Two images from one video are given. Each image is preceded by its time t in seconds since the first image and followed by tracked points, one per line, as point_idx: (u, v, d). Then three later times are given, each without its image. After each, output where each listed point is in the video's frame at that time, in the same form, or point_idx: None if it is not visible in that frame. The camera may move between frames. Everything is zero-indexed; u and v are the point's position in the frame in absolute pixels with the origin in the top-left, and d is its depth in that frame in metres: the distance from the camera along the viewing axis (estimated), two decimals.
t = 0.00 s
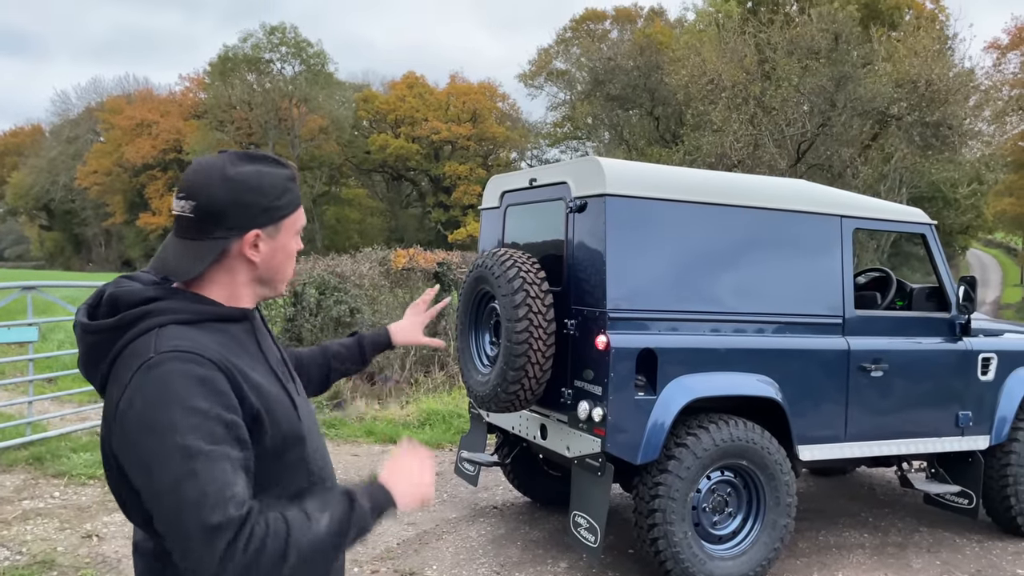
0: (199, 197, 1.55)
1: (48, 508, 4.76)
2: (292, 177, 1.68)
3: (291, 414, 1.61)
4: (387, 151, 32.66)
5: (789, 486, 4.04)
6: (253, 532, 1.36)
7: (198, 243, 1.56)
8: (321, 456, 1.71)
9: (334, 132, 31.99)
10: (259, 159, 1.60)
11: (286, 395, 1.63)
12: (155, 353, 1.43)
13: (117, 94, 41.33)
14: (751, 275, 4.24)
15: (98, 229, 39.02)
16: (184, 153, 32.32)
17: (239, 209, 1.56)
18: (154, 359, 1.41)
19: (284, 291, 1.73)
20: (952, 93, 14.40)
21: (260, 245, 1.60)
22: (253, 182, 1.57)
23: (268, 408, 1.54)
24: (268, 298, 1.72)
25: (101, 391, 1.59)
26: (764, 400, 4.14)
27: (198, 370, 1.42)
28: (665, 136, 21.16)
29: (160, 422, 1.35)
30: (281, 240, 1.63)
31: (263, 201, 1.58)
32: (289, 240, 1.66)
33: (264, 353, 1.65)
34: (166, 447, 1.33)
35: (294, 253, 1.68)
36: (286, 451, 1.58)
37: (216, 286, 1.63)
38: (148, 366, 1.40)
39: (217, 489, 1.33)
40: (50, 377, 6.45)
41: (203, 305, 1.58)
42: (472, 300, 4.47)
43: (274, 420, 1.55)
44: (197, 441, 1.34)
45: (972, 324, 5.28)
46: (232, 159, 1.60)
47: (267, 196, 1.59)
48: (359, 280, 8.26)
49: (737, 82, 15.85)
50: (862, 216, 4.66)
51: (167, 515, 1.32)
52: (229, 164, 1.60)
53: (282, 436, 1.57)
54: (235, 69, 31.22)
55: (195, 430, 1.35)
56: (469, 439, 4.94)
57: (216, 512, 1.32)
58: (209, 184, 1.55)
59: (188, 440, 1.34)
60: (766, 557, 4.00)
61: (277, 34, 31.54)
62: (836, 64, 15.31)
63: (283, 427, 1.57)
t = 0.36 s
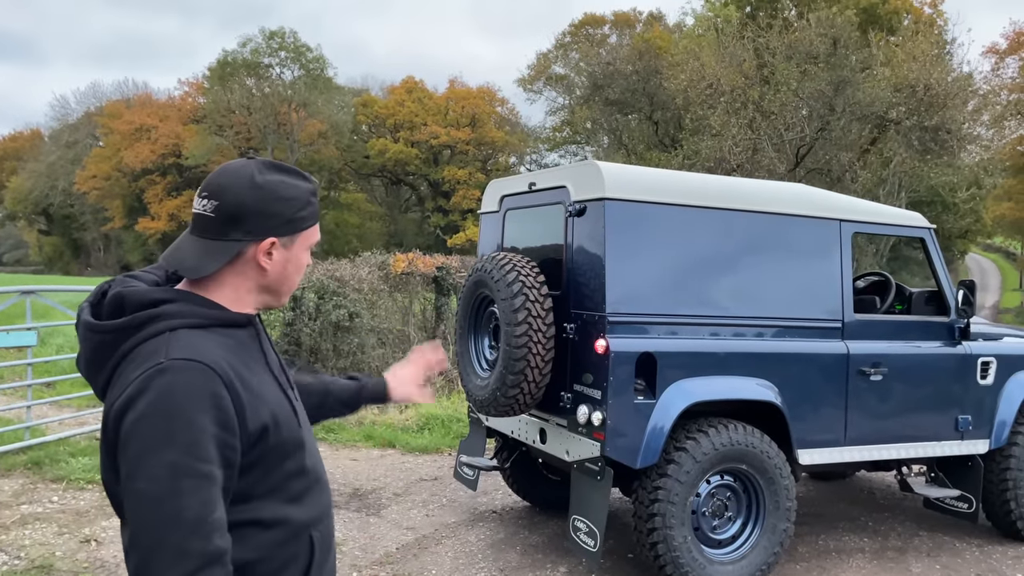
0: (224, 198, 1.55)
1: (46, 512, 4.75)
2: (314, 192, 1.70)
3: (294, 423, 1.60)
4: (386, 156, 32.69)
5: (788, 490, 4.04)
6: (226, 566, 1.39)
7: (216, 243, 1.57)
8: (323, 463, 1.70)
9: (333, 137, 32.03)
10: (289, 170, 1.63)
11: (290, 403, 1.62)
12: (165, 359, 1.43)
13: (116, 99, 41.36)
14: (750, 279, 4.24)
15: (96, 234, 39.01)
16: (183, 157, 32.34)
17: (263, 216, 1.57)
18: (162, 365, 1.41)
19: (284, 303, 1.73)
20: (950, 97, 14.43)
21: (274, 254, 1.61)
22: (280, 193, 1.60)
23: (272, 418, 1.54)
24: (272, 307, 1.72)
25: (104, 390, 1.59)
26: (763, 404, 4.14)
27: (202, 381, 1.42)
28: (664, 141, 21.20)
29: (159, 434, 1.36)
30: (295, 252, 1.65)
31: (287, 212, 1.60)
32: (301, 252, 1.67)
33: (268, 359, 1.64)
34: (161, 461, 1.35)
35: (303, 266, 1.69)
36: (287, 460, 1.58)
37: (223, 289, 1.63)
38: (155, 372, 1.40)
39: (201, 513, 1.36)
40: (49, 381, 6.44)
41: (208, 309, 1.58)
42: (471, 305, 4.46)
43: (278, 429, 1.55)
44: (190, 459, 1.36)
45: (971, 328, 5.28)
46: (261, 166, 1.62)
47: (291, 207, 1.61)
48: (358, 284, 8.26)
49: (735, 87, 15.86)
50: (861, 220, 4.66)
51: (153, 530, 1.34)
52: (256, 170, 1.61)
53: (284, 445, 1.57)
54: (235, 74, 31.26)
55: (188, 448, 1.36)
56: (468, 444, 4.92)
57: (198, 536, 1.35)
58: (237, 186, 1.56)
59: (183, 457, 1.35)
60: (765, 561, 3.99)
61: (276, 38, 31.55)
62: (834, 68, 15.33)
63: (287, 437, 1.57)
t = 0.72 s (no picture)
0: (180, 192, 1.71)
1: (45, 517, 4.74)
2: (243, 169, 1.65)
3: (268, 432, 1.60)
4: (386, 159, 32.73)
5: (788, 494, 4.03)
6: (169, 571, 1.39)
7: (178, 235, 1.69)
8: (305, 479, 1.68)
9: (333, 141, 32.08)
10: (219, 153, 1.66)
11: (269, 412, 1.62)
12: (126, 354, 1.45)
13: (115, 103, 41.42)
14: (749, 283, 4.24)
15: (96, 238, 39.01)
16: (183, 162, 32.36)
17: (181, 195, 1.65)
18: (121, 361, 1.43)
19: (236, 298, 1.61)
20: (949, 100, 14.45)
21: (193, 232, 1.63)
22: (197, 171, 1.65)
23: (237, 424, 1.54)
24: (235, 306, 1.64)
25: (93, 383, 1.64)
26: (762, 408, 4.13)
27: (158, 380, 1.43)
28: (663, 145, 21.23)
29: (108, 429, 1.38)
30: (210, 228, 1.61)
31: (198, 187, 1.62)
32: (219, 230, 1.61)
33: (253, 365, 1.65)
34: (106, 455, 1.36)
35: (222, 244, 1.60)
36: (261, 471, 1.57)
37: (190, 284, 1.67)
38: (114, 366, 1.42)
39: (143, 512, 1.36)
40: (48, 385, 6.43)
41: (189, 307, 1.59)
42: (470, 308, 4.47)
43: (245, 435, 1.55)
44: (133, 457, 1.37)
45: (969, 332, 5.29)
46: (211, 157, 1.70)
47: (202, 182, 1.63)
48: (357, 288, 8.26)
49: (734, 91, 15.90)
50: (861, 223, 4.66)
51: (95, 525, 1.35)
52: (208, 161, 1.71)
53: (254, 454, 1.56)
54: (235, 78, 31.26)
55: (135, 445, 1.37)
56: (466, 448, 4.91)
57: (137, 536, 1.35)
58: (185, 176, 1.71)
59: (127, 452, 1.36)
60: (764, 566, 3.98)
61: (276, 43, 31.59)
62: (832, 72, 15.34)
63: (256, 447, 1.56)
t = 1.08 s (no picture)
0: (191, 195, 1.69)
1: (45, 521, 4.73)
2: (263, 173, 1.67)
3: (264, 443, 1.58)
4: (386, 163, 32.76)
5: (789, 498, 4.03)
6: None
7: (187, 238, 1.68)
8: (306, 488, 1.67)
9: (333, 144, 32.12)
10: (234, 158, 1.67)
11: (267, 421, 1.61)
12: (117, 364, 1.45)
13: (116, 107, 41.50)
14: (749, 287, 4.24)
15: (96, 241, 39.02)
16: (183, 165, 32.37)
17: (198, 198, 1.64)
18: (111, 371, 1.44)
19: (258, 302, 1.63)
20: (949, 103, 14.43)
21: (211, 234, 1.62)
22: (215, 173, 1.64)
23: (230, 435, 1.53)
24: (250, 310, 1.65)
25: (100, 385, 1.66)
26: (763, 411, 4.13)
27: (145, 392, 1.43)
28: (663, 148, 21.25)
29: (93, 440, 1.39)
30: (230, 232, 1.61)
31: (216, 189, 1.62)
32: (241, 233, 1.61)
33: (253, 373, 1.63)
34: (90, 467, 1.37)
35: (246, 248, 1.61)
36: (258, 481, 1.56)
37: (197, 289, 1.66)
38: (104, 377, 1.43)
39: (123, 525, 1.37)
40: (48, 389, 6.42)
41: (190, 315, 1.59)
42: (471, 311, 4.47)
43: (239, 446, 1.54)
44: (115, 470, 1.38)
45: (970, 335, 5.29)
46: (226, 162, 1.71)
47: (222, 183, 1.62)
48: (358, 292, 8.27)
49: (734, 94, 15.90)
50: (861, 227, 4.67)
51: (81, 533, 1.38)
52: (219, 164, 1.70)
53: (248, 465, 1.55)
54: (234, 81, 31.21)
55: (117, 460, 1.38)
56: (467, 451, 4.91)
57: (118, 548, 1.36)
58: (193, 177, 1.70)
59: (110, 464, 1.37)
60: (765, 569, 3.98)
61: (276, 47, 31.59)
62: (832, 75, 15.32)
63: (251, 458, 1.55)
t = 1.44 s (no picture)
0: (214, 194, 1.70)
1: (45, 523, 4.73)
2: (283, 180, 1.66)
3: (277, 442, 1.59)
4: (385, 164, 32.78)
5: (789, 499, 4.03)
6: None
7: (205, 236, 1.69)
8: (317, 487, 1.68)
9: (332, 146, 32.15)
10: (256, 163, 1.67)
11: (279, 419, 1.61)
12: (134, 359, 1.45)
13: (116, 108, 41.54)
14: (749, 288, 4.24)
15: (95, 243, 39.03)
16: (183, 167, 32.37)
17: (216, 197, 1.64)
18: (128, 366, 1.43)
19: (266, 309, 1.63)
20: (948, 104, 14.43)
21: (226, 237, 1.63)
22: (233, 176, 1.64)
23: (246, 432, 1.54)
24: (259, 314, 1.65)
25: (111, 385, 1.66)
26: (762, 412, 4.14)
27: (163, 387, 1.43)
28: (663, 149, 21.27)
29: (114, 433, 1.38)
30: (245, 236, 1.61)
31: (233, 192, 1.62)
32: (254, 238, 1.61)
33: (265, 372, 1.64)
34: (111, 461, 1.37)
35: (258, 253, 1.61)
36: (271, 479, 1.57)
37: (211, 288, 1.67)
38: (121, 372, 1.43)
39: (144, 519, 1.36)
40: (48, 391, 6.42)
41: (203, 314, 1.59)
42: (471, 312, 4.47)
43: (254, 443, 1.54)
44: (136, 466, 1.37)
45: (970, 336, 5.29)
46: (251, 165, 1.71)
47: (240, 187, 1.62)
48: (357, 293, 8.26)
49: (734, 95, 15.93)
50: (860, 227, 4.67)
51: (99, 529, 1.36)
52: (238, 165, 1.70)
53: (263, 463, 1.55)
54: (234, 83, 31.21)
55: (138, 455, 1.37)
56: (466, 453, 4.91)
57: (139, 542, 1.35)
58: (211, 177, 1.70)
59: (131, 459, 1.37)
60: (764, 570, 3.98)
61: (275, 48, 31.56)
62: (831, 76, 15.34)
63: (265, 455, 1.55)
